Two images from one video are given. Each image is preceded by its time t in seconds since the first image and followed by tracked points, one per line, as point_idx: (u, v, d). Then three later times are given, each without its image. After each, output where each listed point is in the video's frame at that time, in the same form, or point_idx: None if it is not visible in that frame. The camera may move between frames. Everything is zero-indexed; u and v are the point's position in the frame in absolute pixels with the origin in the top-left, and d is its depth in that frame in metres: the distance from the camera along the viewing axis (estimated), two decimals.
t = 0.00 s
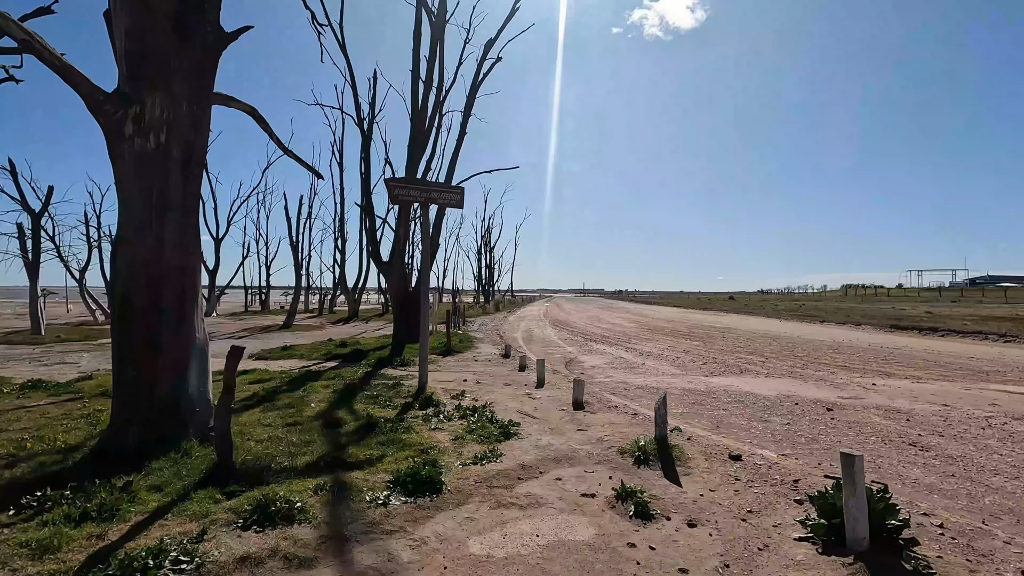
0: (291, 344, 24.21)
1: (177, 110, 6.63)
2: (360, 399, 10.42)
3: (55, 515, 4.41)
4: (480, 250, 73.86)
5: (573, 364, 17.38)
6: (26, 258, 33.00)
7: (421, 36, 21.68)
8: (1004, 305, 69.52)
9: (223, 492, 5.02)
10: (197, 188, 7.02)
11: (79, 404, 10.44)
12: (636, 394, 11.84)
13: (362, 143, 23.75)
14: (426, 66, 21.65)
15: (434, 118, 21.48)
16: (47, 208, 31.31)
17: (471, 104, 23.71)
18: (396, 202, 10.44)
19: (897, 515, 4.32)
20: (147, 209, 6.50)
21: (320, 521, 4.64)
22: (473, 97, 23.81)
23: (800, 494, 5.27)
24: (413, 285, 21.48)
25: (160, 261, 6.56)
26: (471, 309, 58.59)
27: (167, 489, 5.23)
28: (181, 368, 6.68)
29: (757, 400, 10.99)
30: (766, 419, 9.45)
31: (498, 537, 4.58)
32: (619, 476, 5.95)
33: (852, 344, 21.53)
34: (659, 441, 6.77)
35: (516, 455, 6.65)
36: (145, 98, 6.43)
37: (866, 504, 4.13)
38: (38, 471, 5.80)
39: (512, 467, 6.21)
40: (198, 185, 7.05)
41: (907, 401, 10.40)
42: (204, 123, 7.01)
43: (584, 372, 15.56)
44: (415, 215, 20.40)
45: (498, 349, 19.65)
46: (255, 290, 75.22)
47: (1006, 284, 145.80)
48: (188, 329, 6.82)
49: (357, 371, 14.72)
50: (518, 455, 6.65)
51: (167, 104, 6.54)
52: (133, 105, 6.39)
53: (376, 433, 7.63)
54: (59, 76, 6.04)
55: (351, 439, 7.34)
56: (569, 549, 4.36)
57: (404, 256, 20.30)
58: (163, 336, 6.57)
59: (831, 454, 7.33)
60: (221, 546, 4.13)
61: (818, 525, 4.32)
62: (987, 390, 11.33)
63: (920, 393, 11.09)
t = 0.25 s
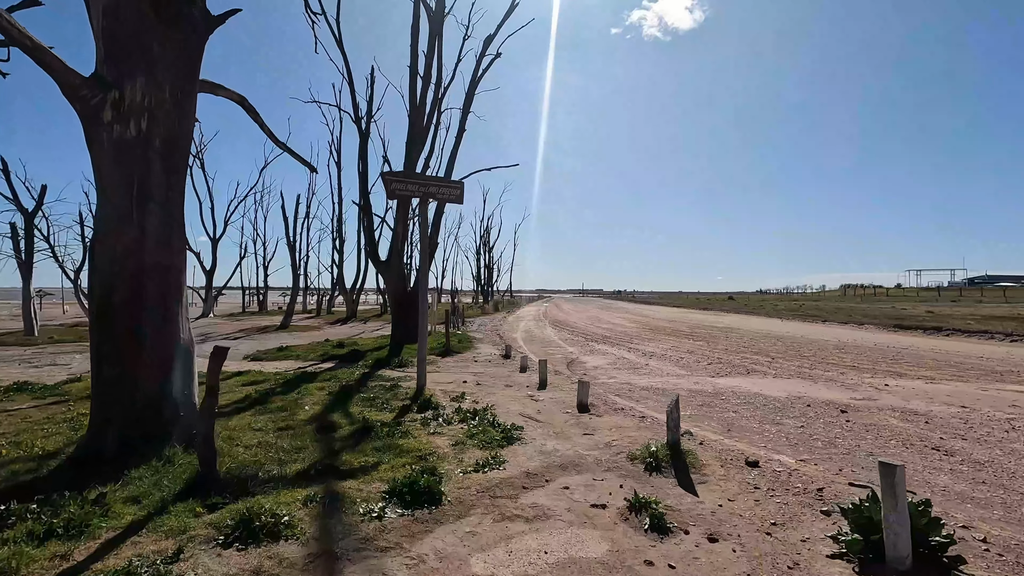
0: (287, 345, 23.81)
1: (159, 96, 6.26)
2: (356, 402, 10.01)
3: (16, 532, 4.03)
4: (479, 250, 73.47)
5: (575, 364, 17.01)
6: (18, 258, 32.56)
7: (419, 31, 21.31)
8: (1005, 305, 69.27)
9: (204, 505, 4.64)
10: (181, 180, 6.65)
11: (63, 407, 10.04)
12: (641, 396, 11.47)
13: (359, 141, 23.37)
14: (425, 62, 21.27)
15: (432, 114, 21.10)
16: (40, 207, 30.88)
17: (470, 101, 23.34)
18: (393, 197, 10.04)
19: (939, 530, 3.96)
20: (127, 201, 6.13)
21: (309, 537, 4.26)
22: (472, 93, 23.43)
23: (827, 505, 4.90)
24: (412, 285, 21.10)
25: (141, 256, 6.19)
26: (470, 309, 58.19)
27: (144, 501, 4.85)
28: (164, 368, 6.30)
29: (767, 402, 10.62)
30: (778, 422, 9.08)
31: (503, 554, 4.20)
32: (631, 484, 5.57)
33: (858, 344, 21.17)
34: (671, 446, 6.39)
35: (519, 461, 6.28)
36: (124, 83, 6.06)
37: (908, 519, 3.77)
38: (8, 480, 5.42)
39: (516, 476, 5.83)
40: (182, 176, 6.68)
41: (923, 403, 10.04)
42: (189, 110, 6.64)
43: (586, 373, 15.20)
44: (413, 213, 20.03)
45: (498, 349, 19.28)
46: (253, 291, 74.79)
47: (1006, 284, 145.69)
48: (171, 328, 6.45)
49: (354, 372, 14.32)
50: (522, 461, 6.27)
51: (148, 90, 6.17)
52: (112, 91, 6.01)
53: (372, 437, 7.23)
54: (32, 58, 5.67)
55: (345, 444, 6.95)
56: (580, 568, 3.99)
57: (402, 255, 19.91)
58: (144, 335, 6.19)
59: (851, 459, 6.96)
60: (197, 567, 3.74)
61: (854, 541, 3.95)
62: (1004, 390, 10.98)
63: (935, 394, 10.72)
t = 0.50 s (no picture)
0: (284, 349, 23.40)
1: (138, 88, 5.84)
2: (352, 411, 9.60)
3: None
4: (479, 251, 73.09)
5: (578, 369, 16.60)
6: (13, 261, 32.18)
7: (418, 29, 20.92)
8: (1008, 306, 68.87)
9: (181, 533, 4.25)
10: (164, 177, 6.24)
11: (48, 417, 9.65)
12: (648, 403, 11.07)
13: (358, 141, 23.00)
14: (424, 61, 20.89)
15: (432, 114, 20.72)
16: (35, 210, 30.52)
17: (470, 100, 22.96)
18: (390, 197, 9.64)
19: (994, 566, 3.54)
20: (104, 200, 5.72)
21: (293, 572, 3.85)
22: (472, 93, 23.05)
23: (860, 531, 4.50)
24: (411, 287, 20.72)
25: (119, 258, 5.79)
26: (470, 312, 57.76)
27: (116, 529, 4.43)
28: (144, 379, 5.90)
29: (780, 410, 10.21)
30: (793, 431, 8.68)
31: None
32: (645, 506, 5.17)
33: (866, 347, 20.73)
34: (686, 461, 5.99)
35: (524, 478, 5.87)
36: (101, 75, 5.65)
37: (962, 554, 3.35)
38: None
39: (521, 495, 5.42)
40: (165, 174, 6.28)
41: (943, 411, 9.63)
42: (172, 105, 6.25)
43: (590, 378, 14.80)
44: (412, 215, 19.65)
45: (499, 353, 18.91)
46: (252, 293, 74.41)
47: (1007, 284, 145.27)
48: (153, 335, 6.04)
49: (351, 378, 13.89)
50: (526, 478, 5.87)
51: (126, 82, 5.76)
52: (87, 83, 5.61)
53: (368, 451, 6.82)
54: None
55: (338, 459, 6.54)
56: None
57: (401, 257, 19.53)
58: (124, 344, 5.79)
59: (875, 474, 6.56)
60: None
61: None
62: None
63: (955, 401, 10.31)
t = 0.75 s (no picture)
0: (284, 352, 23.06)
1: (121, 76, 5.51)
2: (350, 418, 9.23)
3: None
4: (481, 254, 72.78)
5: (583, 373, 16.21)
6: (12, 265, 31.95)
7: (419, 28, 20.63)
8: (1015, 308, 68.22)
9: (157, 556, 3.88)
10: (150, 172, 5.90)
11: (35, 424, 9.31)
12: (657, 409, 10.69)
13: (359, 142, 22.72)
14: (425, 61, 20.58)
15: (433, 114, 20.43)
16: (34, 213, 30.32)
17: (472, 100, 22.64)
18: (389, 194, 9.31)
19: None
20: (85, 195, 5.39)
21: None
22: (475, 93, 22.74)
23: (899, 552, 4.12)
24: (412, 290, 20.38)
25: (100, 257, 5.44)
26: (473, 315, 57.37)
27: (88, 549, 4.07)
28: (126, 385, 5.54)
29: (795, 416, 9.82)
30: (811, 439, 8.29)
31: None
32: (662, 521, 4.80)
33: (877, 350, 20.28)
34: (704, 472, 5.61)
35: (530, 491, 5.50)
36: (81, 63, 5.33)
37: None
38: None
39: (528, 509, 5.05)
40: (151, 168, 5.94)
41: (966, 416, 9.23)
42: (159, 96, 5.91)
43: (596, 382, 14.42)
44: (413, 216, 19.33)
45: (503, 357, 18.54)
46: (253, 297, 74.19)
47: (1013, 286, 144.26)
48: (137, 339, 5.69)
49: (351, 382, 13.50)
50: (533, 491, 5.51)
51: (108, 69, 5.42)
52: (66, 71, 5.29)
53: (364, 460, 6.45)
54: None
55: (334, 469, 6.18)
56: None
57: (403, 259, 19.19)
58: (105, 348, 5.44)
59: (904, 485, 6.18)
60: None
61: None
62: None
63: (977, 406, 9.90)
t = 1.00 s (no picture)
0: (286, 356, 22.72)
1: (105, 64, 5.15)
2: (350, 425, 8.84)
3: None
4: (485, 257, 72.38)
5: (591, 377, 15.77)
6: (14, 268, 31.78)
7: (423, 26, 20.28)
8: None
9: None
10: (136, 167, 5.53)
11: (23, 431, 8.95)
12: (671, 416, 10.25)
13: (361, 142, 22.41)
14: (429, 59, 20.23)
15: (437, 113, 20.09)
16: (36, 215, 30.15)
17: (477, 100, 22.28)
18: (391, 190, 8.91)
19: None
20: (64, 190, 5.03)
21: None
22: (479, 93, 22.37)
23: None
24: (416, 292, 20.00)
25: (80, 257, 5.08)
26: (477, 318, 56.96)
27: None
28: (109, 394, 5.16)
29: (816, 423, 9.37)
30: (837, 449, 7.83)
31: None
32: (689, 544, 4.37)
33: (893, 353, 19.74)
34: (731, 488, 5.18)
35: (543, 508, 5.08)
36: (60, 49, 4.97)
37: None
38: None
39: (541, 530, 4.63)
40: (138, 163, 5.57)
41: (999, 424, 8.76)
42: (146, 85, 5.53)
43: (605, 387, 13.97)
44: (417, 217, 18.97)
45: (508, 361, 18.12)
46: (257, 300, 74.04)
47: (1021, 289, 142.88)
48: (122, 345, 5.31)
49: (353, 387, 13.10)
50: (546, 508, 5.09)
51: (90, 56, 5.07)
52: (45, 57, 4.94)
53: (364, 474, 6.05)
54: None
55: (332, 483, 5.78)
56: None
57: (406, 261, 18.82)
58: (86, 354, 5.06)
59: (944, 501, 5.73)
60: None
61: None
62: None
63: (1008, 414, 9.41)
